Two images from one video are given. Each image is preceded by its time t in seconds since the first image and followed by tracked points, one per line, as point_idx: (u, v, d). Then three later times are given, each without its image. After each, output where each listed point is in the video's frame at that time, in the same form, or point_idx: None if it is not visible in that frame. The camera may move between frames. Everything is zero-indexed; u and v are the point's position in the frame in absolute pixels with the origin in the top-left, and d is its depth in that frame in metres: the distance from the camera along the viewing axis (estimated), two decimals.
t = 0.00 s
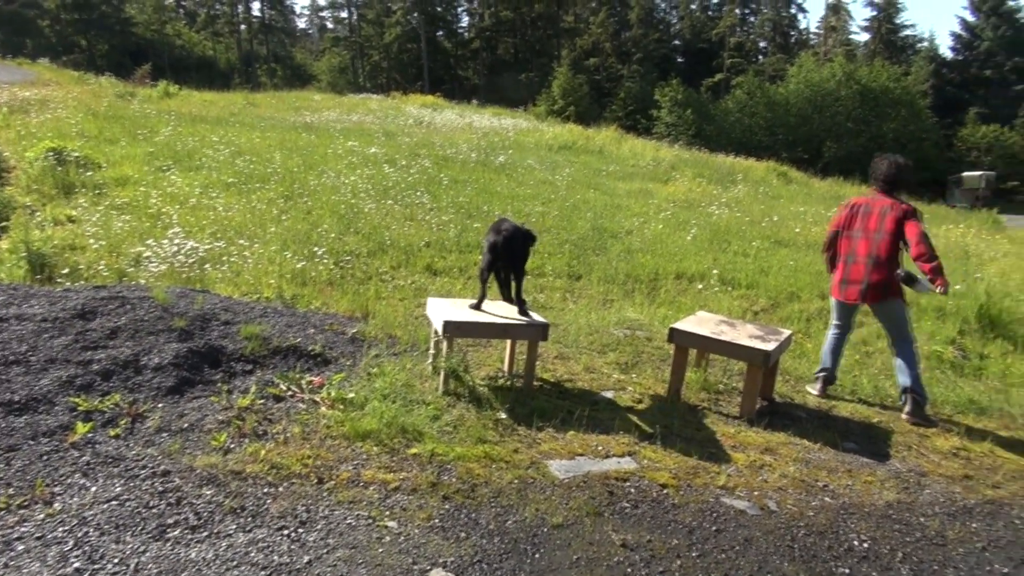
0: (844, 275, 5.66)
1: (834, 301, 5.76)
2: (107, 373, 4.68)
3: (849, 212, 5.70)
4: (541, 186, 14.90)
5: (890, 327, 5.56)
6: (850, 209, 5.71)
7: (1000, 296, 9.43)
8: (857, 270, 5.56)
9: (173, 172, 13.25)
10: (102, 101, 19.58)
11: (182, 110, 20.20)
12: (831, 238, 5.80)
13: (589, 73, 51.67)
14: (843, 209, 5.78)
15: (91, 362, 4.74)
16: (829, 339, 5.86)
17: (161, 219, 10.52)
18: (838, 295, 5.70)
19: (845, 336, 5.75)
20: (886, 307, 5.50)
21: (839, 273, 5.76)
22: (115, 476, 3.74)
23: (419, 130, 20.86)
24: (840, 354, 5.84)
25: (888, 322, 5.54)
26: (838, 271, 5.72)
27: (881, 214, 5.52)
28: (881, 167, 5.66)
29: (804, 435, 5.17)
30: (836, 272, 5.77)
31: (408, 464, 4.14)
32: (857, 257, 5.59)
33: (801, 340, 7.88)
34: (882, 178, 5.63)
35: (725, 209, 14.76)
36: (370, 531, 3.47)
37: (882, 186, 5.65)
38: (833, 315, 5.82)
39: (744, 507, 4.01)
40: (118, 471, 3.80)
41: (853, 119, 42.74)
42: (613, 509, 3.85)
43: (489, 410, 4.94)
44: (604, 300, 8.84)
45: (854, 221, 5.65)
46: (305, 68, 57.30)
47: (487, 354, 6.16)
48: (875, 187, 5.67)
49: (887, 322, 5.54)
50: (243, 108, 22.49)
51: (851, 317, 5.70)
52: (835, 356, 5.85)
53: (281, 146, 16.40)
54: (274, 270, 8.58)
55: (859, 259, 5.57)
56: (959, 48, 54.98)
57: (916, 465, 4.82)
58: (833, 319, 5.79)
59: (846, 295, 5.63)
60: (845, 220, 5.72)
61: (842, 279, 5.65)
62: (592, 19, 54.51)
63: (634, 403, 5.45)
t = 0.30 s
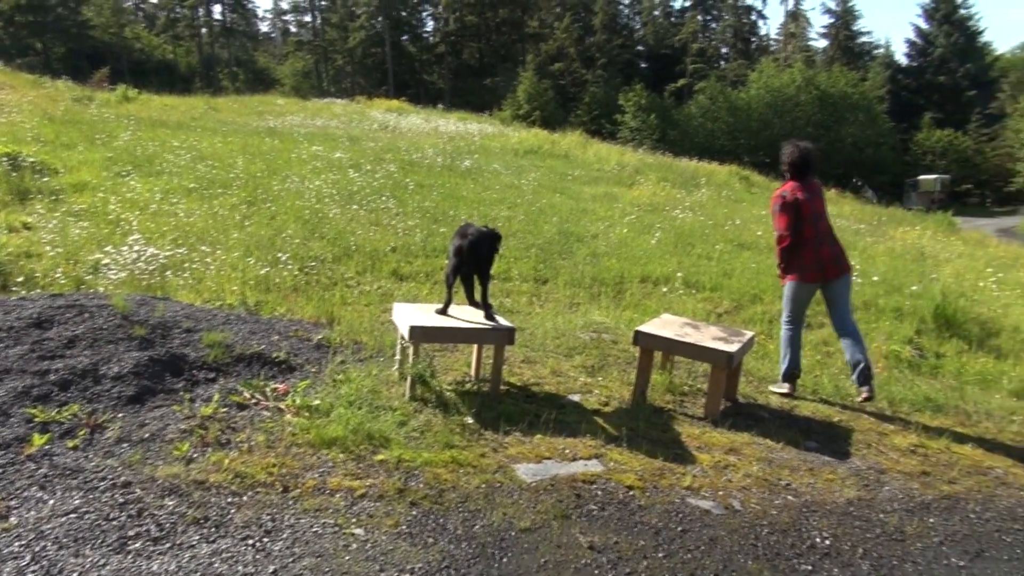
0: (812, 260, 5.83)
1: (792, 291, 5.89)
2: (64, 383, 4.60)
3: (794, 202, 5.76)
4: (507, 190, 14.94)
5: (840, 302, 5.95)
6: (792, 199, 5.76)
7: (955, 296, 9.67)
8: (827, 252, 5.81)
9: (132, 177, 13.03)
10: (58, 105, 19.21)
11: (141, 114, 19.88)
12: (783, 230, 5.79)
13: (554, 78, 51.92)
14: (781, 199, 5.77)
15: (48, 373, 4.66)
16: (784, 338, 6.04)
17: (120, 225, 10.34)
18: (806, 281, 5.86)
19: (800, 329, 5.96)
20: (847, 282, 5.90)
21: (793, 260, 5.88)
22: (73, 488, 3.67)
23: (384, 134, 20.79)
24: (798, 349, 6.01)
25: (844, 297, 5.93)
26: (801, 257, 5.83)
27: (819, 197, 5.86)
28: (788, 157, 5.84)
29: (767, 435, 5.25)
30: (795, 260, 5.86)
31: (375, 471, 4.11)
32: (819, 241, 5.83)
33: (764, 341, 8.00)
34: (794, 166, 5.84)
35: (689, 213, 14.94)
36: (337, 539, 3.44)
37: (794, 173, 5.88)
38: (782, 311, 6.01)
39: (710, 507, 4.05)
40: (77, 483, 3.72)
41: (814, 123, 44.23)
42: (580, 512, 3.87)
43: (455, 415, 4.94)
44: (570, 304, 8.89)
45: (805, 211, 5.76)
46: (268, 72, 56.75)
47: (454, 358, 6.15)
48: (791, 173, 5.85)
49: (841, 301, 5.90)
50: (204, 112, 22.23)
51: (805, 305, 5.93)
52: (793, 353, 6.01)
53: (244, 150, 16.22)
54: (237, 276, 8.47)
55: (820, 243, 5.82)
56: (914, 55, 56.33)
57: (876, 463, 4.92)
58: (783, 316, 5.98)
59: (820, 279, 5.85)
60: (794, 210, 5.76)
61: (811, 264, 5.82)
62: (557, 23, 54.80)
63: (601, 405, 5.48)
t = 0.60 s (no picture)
0: (792, 268, 5.91)
1: (769, 298, 5.95)
2: (35, 394, 4.54)
3: (776, 211, 5.81)
4: (483, 195, 14.94)
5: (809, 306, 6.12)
6: (774, 207, 5.81)
7: (926, 296, 9.84)
8: (806, 260, 5.91)
9: (104, 184, 12.87)
10: (26, 112, 18.92)
11: (111, 120, 19.64)
12: (765, 238, 5.84)
13: (530, 83, 52.06)
14: (764, 208, 5.82)
15: (18, 384, 4.59)
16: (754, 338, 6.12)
17: (91, 232, 10.21)
18: (784, 288, 5.94)
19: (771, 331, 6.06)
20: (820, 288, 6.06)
21: (771, 268, 5.94)
22: (45, 500, 3.61)
23: (360, 140, 20.70)
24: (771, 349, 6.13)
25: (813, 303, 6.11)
26: (782, 265, 5.90)
27: (799, 204, 5.94)
28: (768, 166, 5.89)
29: (744, 436, 5.29)
30: (774, 268, 5.93)
31: (354, 477, 4.09)
32: (800, 249, 5.92)
33: (739, 343, 8.07)
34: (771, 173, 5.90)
35: (665, 216, 15.04)
36: (315, 547, 3.42)
37: (771, 180, 5.94)
38: (753, 312, 6.07)
39: (688, 508, 4.09)
40: (49, 495, 3.66)
41: (786, 127, 44.87)
42: (560, 515, 3.88)
43: (434, 420, 4.93)
44: (549, 307, 8.91)
45: (788, 220, 5.83)
46: (241, 77, 56.30)
47: (432, 364, 6.15)
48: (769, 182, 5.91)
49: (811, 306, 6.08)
50: (177, 118, 22.01)
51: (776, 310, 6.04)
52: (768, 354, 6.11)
53: (217, 156, 16.08)
54: (212, 283, 8.39)
55: (799, 251, 5.92)
56: (883, 59, 57.24)
57: (851, 462, 4.98)
58: (755, 317, 6.06)
59: (799, 287, 5.94)
60: (777, 219, 5.82)
61: (791, 272, 5.90)
62: (532, 28, 54.97)
63: (579, 408, 5.50)
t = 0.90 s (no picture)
0: (789, 282, 5.94)
1: (762, 307, 5.97)
2: (14, 401, 4.49)
3: (784, 222, 5.87)
4: (466, 199, 14.94)
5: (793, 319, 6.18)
6: (779, 219, 5.86)
7: (905, 297, 9.96)
8: (803, 276, 5.97)
9: (84, 188, 12.75)
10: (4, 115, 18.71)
11: (92, 124, 19.46)
12: (771, 248, 5.87)
13: (513, 87, 52.09)
14: (772, 218, 5.85)
15: None
16: (733, 339, 6.19)
17: (71, 237, 10.12)
18: (777, 301, 5.98)
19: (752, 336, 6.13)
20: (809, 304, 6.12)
21: (767, 279, 5.94)
22: (24, 508, 3.57)
23: (343, 143, 20.63)
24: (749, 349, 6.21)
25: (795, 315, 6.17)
26: (782, 277, 5.93)
27: (799, 219, 6.00)
28: (776, 177, 5.94)
29: (726, 437, 5.33)
30: (773, 281, 5.93)
31: (338, 482, 4.08)
32: (798, 263, 5.95)
33: (722, 345, 8.12)
34: (779, 185, 5.96)
35: (648, 219, 15.10)
36: (299, 552, 3.41)
37: (776, 193, 5.98)
38: (733, 315, 6.12)
39: (672, 509, 4.10)
40: (28, 503, 3.62)
41: (767, 130, 45.28)
42: (545, 517, 3.88)
43: (418, 424, 4.91)
44: (533, 311, 8.91)
45: (792, 234, 5.90)
46: (223, 81, 55.94)
47: (416, 367, 6.13)
48: (775, 193, 5.98)
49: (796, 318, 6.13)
50: (158, 122, 21.83)
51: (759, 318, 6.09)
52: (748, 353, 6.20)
53: (199, 160, 15.97)
54: (194, 288, 8.32)
55: (797, 266, 5.98)
56: (863, 64, 57.84)
57: (832, 462, 5.02)
58: (734, 320, 6.11)
59: (792, 301, 5.98)
60: (783, 230, 5.87)
61: (788, 286, 5.94)
62: (515, 32, 55.04)
63: (564, 411, 5.51)
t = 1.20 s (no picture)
0: (781, 282, 5.96)
1: (755, 308, 5.99)
2: None
3: (776, 222, 5.85)
4: (451, 200, 14.92)
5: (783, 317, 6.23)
6: (773, 218, 5.84)
7: (887, 298, 10.06)
8: (794, 274, 6.01)
9: (64, 190, 12.63)
10: None
11: (72, 125, 19.28)
12: (762, 248, 5.87)
13: (497, 89, 52.09)
14: (766, 217, 5.83)
15: None
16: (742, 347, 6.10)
17: (51, 239, 10.02)
18: (770, 301, 6.00)
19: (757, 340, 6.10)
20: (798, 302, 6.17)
21: (758, 280, 5.96)
22: (5, 513, 3.53)
23: (326, 145, 20.57)
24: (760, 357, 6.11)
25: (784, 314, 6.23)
26: (773, 278, 5.94)
27: (790, 219, 6.01)
28: (769, 177, 5.93)
29: (711, 437, 5.36)
30: (765, 279, 5.94)
31: (323, 485, 4.06)
32: (789, 262, 5.98)
33: (706, 345, 8.18)
34: (771, 185, 5.97)
35: (632, 221, 15.16)
36: (284, 555, 3.39)
37: (768, 192, 5.97)
38: (733, 320, 6.10)
39: (657, 509, 4.12)
40: (9, 507, 3.58)
41: (750, 133, 45.71)
42: (530, 518, 3.89)
43: (404, 426, 4.91)
44: (518, 312, 8.92)
45: (783, 234, 5.91)
46: (206, 82, 55.57)
47: (401, 370, 6.12)
48: (767, 192, 5.95)
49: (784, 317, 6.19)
50: (139, 123, 21.66)
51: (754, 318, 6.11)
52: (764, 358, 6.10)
53: (181, 162, 15.86)
54: (177, 290, 8.26)
55: (787, 265, 6.01)
56: (844, 66, 58.37)
57: (815, 461, 5.07)
58: (734, 326, 6.09)
59: (784, 300, 6.01)
60: (776, 229, 5.85)
61: (778, 286, 5.95)
62: (499, 34, 55.08)
63: (549, 413, 5.51)
